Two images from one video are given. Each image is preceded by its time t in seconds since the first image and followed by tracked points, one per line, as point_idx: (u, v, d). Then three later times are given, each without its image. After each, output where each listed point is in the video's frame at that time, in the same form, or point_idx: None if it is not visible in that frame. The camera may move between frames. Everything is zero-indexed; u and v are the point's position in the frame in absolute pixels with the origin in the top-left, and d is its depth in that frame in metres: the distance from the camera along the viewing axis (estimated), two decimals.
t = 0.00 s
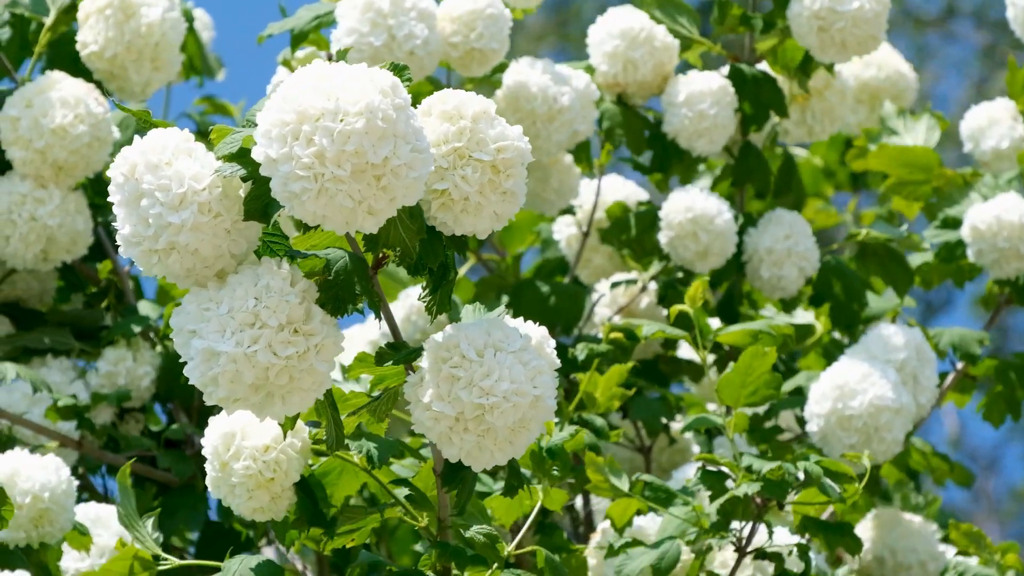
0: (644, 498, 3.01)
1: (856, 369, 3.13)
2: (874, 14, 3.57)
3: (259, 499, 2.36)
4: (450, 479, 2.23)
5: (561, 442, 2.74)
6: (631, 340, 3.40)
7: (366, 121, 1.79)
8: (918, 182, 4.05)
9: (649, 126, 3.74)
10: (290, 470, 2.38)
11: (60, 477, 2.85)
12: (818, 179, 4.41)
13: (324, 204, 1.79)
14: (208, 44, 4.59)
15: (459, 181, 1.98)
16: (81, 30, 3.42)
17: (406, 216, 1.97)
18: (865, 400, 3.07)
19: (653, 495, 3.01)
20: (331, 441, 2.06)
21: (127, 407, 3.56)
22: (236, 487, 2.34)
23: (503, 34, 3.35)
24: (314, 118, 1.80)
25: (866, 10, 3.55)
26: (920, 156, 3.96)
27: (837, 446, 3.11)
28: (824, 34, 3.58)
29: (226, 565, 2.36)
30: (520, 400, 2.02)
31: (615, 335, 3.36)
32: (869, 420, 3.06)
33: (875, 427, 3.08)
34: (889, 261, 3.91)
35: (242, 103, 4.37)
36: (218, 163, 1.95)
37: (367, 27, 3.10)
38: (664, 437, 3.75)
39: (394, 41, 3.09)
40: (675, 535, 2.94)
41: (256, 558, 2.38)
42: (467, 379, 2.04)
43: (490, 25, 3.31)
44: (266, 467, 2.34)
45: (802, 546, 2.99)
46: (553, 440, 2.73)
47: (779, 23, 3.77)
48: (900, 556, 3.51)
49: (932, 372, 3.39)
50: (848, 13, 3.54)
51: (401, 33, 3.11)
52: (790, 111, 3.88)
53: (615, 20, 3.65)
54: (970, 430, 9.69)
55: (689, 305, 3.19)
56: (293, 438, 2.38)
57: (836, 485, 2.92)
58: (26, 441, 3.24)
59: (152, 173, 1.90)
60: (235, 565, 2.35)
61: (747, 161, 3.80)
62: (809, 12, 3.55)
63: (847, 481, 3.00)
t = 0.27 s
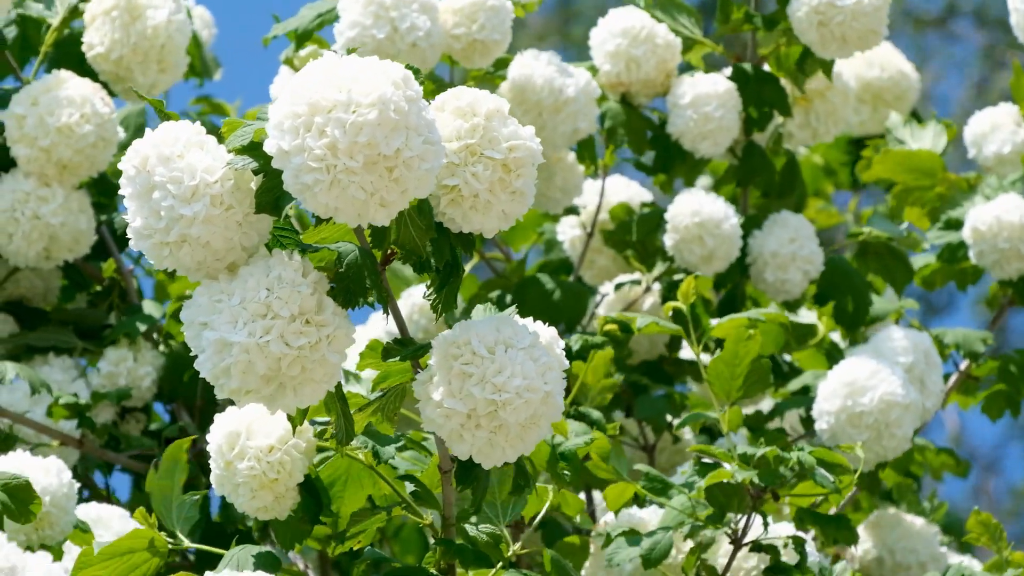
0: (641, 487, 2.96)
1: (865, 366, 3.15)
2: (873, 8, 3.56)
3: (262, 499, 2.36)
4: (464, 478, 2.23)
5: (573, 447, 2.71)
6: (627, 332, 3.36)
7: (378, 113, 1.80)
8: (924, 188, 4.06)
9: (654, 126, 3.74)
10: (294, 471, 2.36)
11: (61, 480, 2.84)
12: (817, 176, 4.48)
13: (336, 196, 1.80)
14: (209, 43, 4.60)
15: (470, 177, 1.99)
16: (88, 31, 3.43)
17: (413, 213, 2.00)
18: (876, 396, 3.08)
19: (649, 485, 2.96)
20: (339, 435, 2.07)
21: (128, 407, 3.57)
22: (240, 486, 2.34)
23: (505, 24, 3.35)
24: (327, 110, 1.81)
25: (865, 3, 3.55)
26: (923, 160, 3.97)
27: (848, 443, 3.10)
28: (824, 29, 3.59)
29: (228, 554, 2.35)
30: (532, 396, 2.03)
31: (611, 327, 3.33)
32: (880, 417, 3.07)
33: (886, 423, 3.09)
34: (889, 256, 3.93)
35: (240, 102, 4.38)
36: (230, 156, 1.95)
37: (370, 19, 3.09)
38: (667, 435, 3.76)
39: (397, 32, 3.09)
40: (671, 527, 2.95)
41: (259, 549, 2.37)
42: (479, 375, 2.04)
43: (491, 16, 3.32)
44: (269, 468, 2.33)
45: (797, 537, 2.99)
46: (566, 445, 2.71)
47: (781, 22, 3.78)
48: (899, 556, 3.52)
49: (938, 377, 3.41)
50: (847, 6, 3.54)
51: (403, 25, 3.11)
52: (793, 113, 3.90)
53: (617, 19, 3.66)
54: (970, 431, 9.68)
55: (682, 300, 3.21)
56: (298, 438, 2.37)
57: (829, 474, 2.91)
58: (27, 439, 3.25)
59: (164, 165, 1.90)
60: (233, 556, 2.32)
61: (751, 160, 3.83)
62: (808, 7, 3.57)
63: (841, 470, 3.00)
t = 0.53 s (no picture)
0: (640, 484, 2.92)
1: (870, 363, 3.16)
2: (874, 4, 3.56)
3: (272, 495, 2.35)
4: (471, 476, 2.22)
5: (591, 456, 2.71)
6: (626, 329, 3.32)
7: (390, 107, 1.80)
8: (925, 195, 4.06)
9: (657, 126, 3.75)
10: (304, 465, 2.36)
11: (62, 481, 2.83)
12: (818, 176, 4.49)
13: (347, 189, 1.80)
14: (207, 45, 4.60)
15: (482, 178, 1.99)
16: (96, 33, 3.44)
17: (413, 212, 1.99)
18: (882, 393, 3.09)
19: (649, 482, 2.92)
20: (345, 431, 2.07)
21: (128, 408, 3.56)
22: (250, 483, 2.34)
23: (505, 14, 3.35)
24: (339, 104, 1.81)
25: None
26: (921, 168, 3.98)
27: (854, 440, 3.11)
28: (825, 26, 3.59)
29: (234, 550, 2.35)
30: (539, 396, 2.03)
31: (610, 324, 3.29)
32: (886, 414, 3.07)
33: (891, 420, 3.09)
34: (893, 256, 3.99)
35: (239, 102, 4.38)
36: (239, 149, 1.95)
37: (369, 12, 3.09)
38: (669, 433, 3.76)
39: (397, 23, 3.09)
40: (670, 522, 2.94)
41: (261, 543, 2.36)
42: (487, 375, 2.04)
43: (491, 6, 3.33)
44: (279, 465, 2.33)
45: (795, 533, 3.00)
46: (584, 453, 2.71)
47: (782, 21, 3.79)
48: (898, 556, 3.52)
49: (942, 379, 3.40)
50: (848, 2, 3.55)
51: (403, 16, 3.11)
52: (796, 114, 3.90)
53: (617, 19, 3.66)
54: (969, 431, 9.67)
55: (681, 298, 3.21)
56: (307, 433, 2.37)
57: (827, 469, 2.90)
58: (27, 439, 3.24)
59: (174, 158, 1.91)
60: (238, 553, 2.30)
61: (753, 160, 3.82)
62: (809, 4, 3.58)
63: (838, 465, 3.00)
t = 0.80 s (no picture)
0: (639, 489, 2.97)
1: (871, 362, 3.16)
2: (876, 5, 3.57)
3: (283, 487, 2.34)
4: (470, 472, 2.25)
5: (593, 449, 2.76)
6: (627, 328, 3.31)
7: (402, 104, 1.82)
8: (926, 200, 4.10)
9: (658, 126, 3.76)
10: (315, 456, 2.35)
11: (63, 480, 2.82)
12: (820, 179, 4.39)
13: (357, 184, 1.81)
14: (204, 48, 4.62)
15: (494, 178, 1.99)
16: (104, 37, 3.41)
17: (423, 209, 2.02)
18: (883, 391, 3.09)
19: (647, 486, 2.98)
20: (351, 424, 2.07)
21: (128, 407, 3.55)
22: (261, 474, 2.34)
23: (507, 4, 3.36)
24: (350, 99, 1.82)
25: None
26: (920, 176, 4.03)
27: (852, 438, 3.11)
28: (827, 26, 3.60)
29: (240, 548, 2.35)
30: (544, 396, 2.02)
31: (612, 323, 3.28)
32: (886, 412, 3.08)
33: (891, 419, 3.10)
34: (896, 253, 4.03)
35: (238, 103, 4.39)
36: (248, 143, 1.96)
37: (371, 3, 3.09)
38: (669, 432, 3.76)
39: (398, 15, 3.09)
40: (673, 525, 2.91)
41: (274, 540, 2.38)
42: (492, 375, 2.04)
43: None
44: (291, 454, 2.33)
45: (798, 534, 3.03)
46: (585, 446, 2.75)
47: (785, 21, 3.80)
48: (903, 553, 3.53)
49: (943, 379, 3.40)
50: (850, 2, 3.55)
51: (403, 7, 3.11)
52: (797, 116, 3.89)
53: (619, 21, 3.66)
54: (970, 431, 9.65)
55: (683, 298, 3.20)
56: (318, 424, 2.36)
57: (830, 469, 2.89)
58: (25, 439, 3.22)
59: (183, 150, 1.91)
60: (249, 550, 2.32)
61: (756, 160, 3.83)
62: (812, 3, 3.59)
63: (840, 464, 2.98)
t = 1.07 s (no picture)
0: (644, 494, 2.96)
1: (870, 362, 3.16)
2: (880, 9, 3.58)
3: (288, 476, 2.34)
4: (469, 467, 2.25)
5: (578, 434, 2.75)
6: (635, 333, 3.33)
7: (413, 101, 1.84)
8: (924, 204, 4.10)
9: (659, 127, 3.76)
10: (321, 447, 2.35)
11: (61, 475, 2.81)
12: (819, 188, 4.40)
13: (365, 180, 1.83)
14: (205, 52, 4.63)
15: (505, 173, 2.00)
16: (119, 40, 3.43)
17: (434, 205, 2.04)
18: (878, 392, 3.10)
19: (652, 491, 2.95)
20: (354, 416, 2.07)
21: (128, 407, 3.54)
22: (266, 463, 2.34)
23: None
24: (361, 95, 1.84)
25: (872, 4, 3.57)
26: (919, 180, 4.03)
27: (849, 437, 3.12)
28: (831, 29, 3.61)
29: (242, 544, 2.31)
30: (546, 394, 2.03)
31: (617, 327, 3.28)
32: (881, 412, 3.08)
33: (886, 419, 3.10)
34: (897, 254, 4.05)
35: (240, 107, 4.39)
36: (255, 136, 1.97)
37: None
38: (670, 431, 3.76)
39: (403, 9, 3.10)
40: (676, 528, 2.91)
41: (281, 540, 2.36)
42: (494, 372, 2.05)
43: None
44: (297, 444, 2.33)
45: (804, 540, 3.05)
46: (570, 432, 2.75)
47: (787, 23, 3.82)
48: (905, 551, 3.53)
49: (940, 376, 3.41)
50: (854, 6, 3.56)
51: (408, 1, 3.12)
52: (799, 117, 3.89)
53: (619, 24, 3.66)
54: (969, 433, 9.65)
55: (691, 302, 3.20)
56: (325, 416, 2.36)
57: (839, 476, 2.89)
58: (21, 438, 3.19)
59: (190, 143, 1.92)
60: (249, 547, 2.29)
61: (756, 159, 3.83)
62: (816, 7, 3.59)
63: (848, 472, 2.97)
